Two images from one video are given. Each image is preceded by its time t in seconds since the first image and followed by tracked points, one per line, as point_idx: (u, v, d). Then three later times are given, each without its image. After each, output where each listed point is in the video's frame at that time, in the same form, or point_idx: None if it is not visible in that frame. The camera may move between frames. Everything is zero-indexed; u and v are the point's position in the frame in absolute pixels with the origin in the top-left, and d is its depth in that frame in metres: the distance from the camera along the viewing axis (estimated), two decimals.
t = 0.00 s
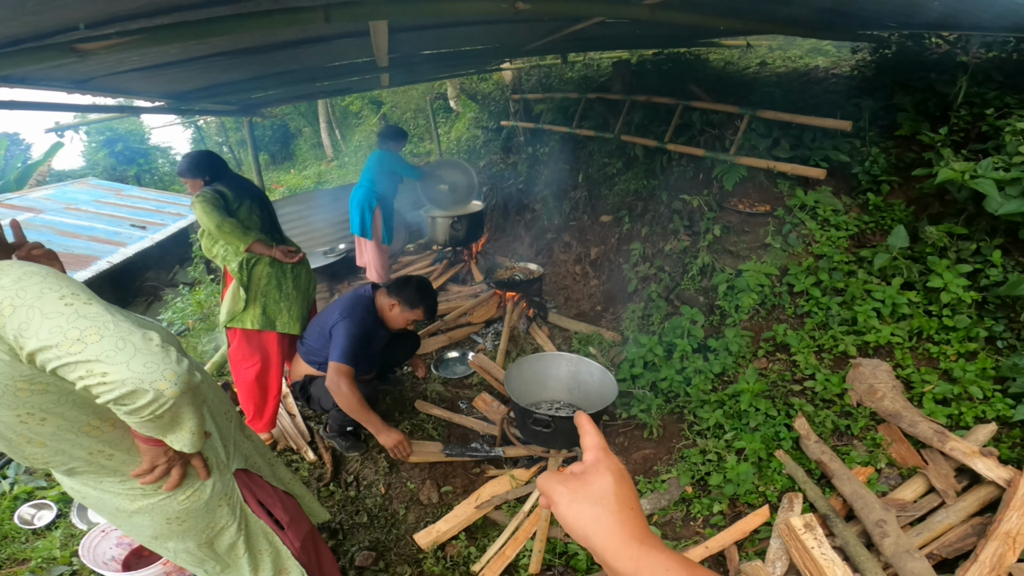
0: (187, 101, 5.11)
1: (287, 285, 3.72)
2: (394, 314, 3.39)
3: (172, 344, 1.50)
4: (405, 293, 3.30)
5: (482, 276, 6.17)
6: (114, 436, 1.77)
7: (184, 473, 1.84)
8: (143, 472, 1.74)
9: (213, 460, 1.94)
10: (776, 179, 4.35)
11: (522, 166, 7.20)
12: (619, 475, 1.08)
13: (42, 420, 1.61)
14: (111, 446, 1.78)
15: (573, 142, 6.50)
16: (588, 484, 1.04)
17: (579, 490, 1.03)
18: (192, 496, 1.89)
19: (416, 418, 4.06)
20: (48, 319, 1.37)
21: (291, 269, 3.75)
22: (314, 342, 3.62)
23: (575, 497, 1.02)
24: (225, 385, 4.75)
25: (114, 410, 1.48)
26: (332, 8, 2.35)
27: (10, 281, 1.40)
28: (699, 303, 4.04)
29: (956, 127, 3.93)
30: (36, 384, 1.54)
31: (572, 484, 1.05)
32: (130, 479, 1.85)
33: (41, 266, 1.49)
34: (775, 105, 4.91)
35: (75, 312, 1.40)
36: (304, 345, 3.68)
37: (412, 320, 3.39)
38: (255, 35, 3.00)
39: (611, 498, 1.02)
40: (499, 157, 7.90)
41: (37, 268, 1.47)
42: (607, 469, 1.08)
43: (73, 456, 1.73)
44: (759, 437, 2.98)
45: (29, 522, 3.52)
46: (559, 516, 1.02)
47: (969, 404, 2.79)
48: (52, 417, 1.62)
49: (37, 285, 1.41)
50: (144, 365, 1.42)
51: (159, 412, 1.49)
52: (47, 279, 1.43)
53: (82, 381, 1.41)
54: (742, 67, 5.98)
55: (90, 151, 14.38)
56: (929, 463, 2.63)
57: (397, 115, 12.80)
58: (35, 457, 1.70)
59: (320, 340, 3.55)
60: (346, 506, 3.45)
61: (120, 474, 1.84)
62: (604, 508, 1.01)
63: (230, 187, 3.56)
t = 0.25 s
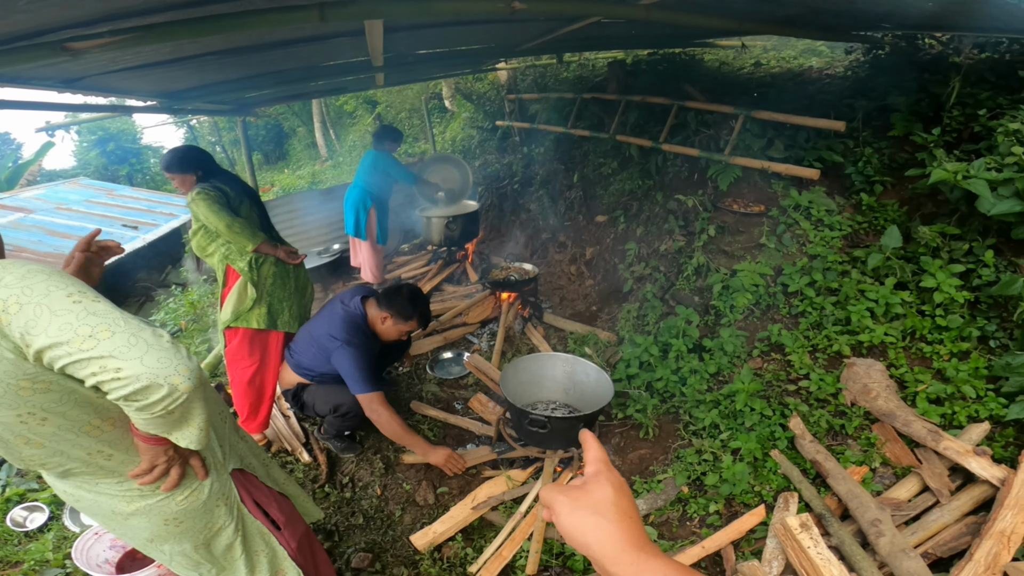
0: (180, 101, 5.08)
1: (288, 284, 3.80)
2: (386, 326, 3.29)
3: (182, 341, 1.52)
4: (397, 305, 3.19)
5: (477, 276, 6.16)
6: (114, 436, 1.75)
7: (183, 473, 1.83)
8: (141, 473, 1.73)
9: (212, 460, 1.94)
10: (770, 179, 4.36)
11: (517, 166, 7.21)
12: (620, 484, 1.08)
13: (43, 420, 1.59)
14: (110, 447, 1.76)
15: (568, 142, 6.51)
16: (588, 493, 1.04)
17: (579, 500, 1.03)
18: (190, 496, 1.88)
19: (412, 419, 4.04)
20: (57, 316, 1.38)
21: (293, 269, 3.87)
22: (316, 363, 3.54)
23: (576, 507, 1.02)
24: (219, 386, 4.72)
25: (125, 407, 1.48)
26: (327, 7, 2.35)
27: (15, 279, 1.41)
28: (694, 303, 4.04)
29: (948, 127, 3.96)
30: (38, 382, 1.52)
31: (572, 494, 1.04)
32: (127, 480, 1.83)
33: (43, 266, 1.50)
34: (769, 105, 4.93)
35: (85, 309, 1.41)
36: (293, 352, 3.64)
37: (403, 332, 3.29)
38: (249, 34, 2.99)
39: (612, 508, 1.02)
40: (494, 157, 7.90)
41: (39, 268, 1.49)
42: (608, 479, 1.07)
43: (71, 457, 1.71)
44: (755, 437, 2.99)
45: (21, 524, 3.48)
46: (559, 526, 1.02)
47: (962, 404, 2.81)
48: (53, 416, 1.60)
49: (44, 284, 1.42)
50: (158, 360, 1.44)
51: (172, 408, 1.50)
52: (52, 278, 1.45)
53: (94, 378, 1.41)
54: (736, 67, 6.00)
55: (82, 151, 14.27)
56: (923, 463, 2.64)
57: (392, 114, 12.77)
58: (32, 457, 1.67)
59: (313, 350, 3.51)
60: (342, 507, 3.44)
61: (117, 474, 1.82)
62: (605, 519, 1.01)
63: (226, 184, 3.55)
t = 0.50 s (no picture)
0: (172, 102, 5.06)
1: (284, 289, 3.82)
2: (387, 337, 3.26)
3: (195, 342, 1.53)
4: (394, 315, 3.14)
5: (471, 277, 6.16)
6: (115, 437, 1.73)
7: (181, 474, 1.82)
8: (141, 473, 1.73)
9: (209, 461, 1.94)
10: (762, 181, 4.40)
11: (511, 167, 7.22)
12: (600, 466, 1.06)
13: (47, 420, 1.57)
14: (111, 448, 1.73)
15: (562, 143, 6.52)
16: (566, 478, 1.02)
17: (553, 485, 1.02)
18: (187, 497, 1.88)
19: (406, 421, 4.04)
20: (70, 317, 1.38)
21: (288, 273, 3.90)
22: (308, 370, 3.48)
23: (551, 491, 1.01)
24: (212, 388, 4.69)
25: (136, 407, 1.48)
26: (320, 8, 2.35)
27: (25, 280, 1.42)
28: (687, 304, 4.06)
29: (937, 129, 4.00)
30: (43, 383, 1.51)
31: (547, 478, 1.03)
32: (125, 481, 1.80)
33: (51, 268, 1.50)
34: (761, 107, 4.97)
35: (98, 311, 1.41)
36: (282, 359, 3.60)
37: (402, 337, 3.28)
38: (242, 35, 2.99)
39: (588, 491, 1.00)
40: (488, 159, 7.91)
41: (47, 270, 1.49)
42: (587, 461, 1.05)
43: (71, 458, 1.69)
44: (748, 437, 3.00)
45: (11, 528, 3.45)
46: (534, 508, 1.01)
47: (952, 403, 2.84)
48: (57, 417, 1.58)
49: (55, 285, 1.42)
50: (172, 360, 1.45)
51: (185, 408, 1.51)
52: (63, 280, 1.45)
53: (108, 378, 1.41)
54: (728, 69, 6.05)
55: (71, 152, 14.16)
56: (914, 462, 2.66)
57: (386, 116, 12.76)
58: (31, 459, 1.64)
59: (306, 360, 3.47)
60: (336, 510, 3.42)
61: (115, 476, 1.79)
62: (584, 504, 0.99)
63: (216, 184, 3.53)
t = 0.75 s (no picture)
0: (163, 103, 5.02)
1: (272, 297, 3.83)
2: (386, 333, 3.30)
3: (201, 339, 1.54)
4: (387, 313, 3.11)
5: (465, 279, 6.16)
6: (114, 434, 1.70)
7: (177, 473, 1.82)
8: (137, 471, 1.72)
9: (204, 461, 1.94)
10: (754, 181, 4.43)
11: (505, 169, 7.23)
12: (573, 490, 1.09)
13: (47, 418, 1.54)
14: (109, 446, 1.71)
15: (555, 144, 6.54)
16: (542, 504, 1.05)
17: (536, 513, 1.03)
18: (182, 497, 1.87)
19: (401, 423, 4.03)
20: (80, 313, 1.37)
21: (277, 282, 3.91)
22: (306, 375, 3.48)
23: (535, 519, 1.03)
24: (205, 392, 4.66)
25: (142, 403, 1.48)
26: (312, 9, 2.35)
27: (33, 276, 1.40)
28: (680, 305, 4.08)
29: (926, 129, 4.05)
30: (47, 379, 1.48)
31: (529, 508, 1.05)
32: (120, 480, 1.78)
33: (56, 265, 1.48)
34: (753, 108, 5.00)
35: (107, 308, 1.41)
36: (279, 362, 3.59)
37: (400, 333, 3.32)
38: (235, 37, 2.98)
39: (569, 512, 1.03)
40: (481, 160, 7.92)
41: (53, 266, 1.47)
42: (560, 485, 1.09)
43: (68, 456, 1.67)
44: (742, 436, 3.02)
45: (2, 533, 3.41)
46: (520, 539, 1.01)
47: (943, 401, 2.86)
48: (57, 414, 1.55)
49: (63, 282, 1.41)
50: (180, 356, 1.45)
51: (191, 403, 1.52)
52: (68, 277, 1.43)
53: (116, 373, 1.41)
54: (719, 70, 6.09)
55: (61, 155, 14.04)
56: (906, 459, 2.69)
57: (379, 117, 12.74)
58: (28, 456, 1.62)
59: (303, 362, 3.47)
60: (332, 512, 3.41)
61: (111, 476, 1.76)
62: (565, 525, 1.01)
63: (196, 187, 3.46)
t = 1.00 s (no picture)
0: (157, 107, 5.00)
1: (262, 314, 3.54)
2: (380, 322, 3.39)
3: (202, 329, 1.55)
4: (385, 301, 3.24)
5: (459, 283, 6.16)
6: (108, 430, 1.70)
7: (170, 472, 1.81)
8: (130, 470, 1.71)
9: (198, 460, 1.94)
10: (746, 185, 4.47)
11: (499, 173, 7.25)
12: (586, 500, 1.11)
13: (45, 411, 1.54)
14: (104, 442, 1.71)
15: (550, 148, 6.57)
16: (554, 514, 1.07)
17: (549, 522, 1.06)
18: (175, 497, 1.86)
19: (397, 427, 4.02)
20: (86, 302, 1.39)
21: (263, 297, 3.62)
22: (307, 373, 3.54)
23: (547, 528, 1.05)
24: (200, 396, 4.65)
25: (142, 391, 1.48)
26: (308, 15, 2.35)
27: (40, 270, 1.42)
28: (674, 308, 4.10)
29: (915, 132, 4.10)
30: (48, 371, 1.49)
31: (543, 516, 1.07)
32: (113, 480, 1.77)
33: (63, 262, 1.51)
34: (745, 112, 5.05)
35: (112, 298, 1.43)
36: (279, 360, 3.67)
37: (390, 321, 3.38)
38: (230, 42, 2.98)
39: (581, 521, 1.05)
40: (476, 164, 7.93)
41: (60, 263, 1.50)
42: (573, 495, 1.11)
43: (62, 453, 1.66)
44: (736, 438, 3.04)
45: None
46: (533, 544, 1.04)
47: (934, 402, 2.89)
48: (56, 407, 1.55)
49: (70, 275, 1.43)
50: (181, 343, 1.46)
51: (190, 391, 1.51)
52: (74, 270, 1.46)
53: (117, 361, 1.41)
54: (712, 74, 6.14)
55: (53, 158, 13.95)
56: (898, 460, 2.71)
57: (373, 121, 12.75)
58: (22, 452, 1.62)
59: (301, 358, 3.54)
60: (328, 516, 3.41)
61: (105, 475, 1.75)
62: (575, 535, 1.03)
63: (165, 197, 3.07)
